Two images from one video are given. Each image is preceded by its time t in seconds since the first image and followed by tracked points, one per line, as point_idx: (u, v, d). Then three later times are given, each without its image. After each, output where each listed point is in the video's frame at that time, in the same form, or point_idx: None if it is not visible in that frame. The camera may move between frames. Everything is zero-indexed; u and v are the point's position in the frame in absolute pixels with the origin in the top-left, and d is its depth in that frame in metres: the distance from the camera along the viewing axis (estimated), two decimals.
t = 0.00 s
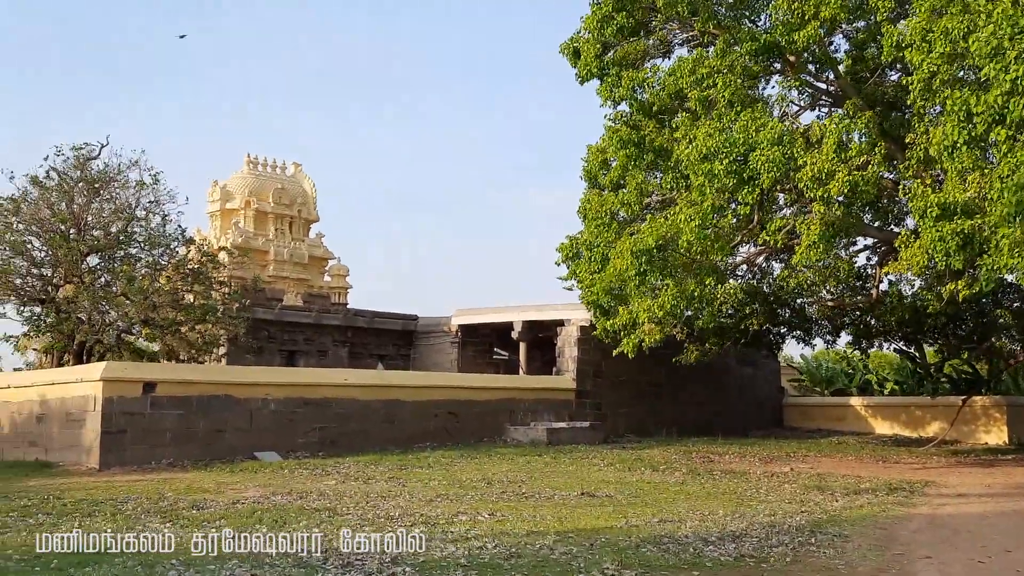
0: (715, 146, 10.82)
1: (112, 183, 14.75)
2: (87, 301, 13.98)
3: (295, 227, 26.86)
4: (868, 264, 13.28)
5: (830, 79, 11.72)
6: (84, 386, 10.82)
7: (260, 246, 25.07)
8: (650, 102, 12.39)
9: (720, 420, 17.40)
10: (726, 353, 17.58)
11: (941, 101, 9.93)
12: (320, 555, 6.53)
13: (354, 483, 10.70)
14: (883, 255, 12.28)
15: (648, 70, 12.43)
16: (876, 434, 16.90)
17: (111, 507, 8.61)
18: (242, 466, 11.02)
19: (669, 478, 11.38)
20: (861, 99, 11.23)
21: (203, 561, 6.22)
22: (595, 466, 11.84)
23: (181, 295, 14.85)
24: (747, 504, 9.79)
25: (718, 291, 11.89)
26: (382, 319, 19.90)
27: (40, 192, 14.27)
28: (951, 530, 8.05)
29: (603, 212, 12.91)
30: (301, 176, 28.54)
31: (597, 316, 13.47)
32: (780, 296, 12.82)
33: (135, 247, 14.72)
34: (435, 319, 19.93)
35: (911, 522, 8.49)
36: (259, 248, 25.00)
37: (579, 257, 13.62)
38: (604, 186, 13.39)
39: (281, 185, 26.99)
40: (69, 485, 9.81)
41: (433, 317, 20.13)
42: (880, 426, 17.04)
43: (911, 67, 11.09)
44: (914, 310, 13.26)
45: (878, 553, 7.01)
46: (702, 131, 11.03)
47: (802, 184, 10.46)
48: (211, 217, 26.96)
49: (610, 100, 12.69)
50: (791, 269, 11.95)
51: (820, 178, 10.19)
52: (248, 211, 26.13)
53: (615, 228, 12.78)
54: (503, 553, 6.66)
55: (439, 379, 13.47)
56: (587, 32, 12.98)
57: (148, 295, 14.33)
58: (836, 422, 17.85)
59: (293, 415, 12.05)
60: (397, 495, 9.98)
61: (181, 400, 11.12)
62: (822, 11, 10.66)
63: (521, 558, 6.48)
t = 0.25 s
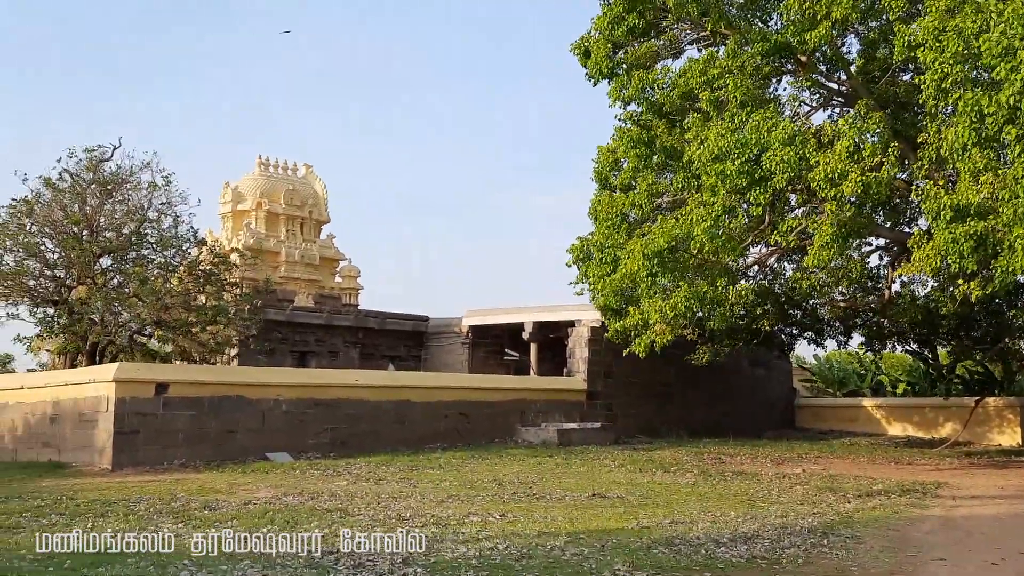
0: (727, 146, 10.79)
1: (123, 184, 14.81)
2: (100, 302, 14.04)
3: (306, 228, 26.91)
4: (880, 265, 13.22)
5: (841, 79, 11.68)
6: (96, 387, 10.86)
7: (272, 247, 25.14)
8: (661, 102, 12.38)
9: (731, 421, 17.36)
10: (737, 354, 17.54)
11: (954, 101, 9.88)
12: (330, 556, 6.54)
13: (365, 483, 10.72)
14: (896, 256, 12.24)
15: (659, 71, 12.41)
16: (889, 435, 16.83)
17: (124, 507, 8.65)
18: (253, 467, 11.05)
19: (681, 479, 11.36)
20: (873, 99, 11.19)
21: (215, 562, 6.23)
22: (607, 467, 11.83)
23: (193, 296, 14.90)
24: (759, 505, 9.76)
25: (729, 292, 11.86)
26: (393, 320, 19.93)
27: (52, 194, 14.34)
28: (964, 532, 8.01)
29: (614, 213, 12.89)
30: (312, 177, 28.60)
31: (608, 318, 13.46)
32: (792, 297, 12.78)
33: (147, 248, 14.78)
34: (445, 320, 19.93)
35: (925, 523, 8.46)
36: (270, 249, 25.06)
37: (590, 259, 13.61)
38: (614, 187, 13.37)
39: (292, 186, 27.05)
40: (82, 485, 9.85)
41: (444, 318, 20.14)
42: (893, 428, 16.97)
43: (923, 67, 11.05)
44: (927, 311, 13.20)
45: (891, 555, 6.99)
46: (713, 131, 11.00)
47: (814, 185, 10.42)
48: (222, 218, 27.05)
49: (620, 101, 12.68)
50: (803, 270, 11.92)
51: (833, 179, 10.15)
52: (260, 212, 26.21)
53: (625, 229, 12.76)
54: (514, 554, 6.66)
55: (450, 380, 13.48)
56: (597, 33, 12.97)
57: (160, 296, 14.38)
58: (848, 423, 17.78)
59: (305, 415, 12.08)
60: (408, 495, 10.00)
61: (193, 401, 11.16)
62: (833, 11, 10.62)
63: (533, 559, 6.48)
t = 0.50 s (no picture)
0: (740, 147, 10.77)
1: (137, 187, 14.89)
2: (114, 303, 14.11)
3: (319, 229, 26.98)
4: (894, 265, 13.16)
5: (854, 79, 11.64)
6: (111, 388, 10.92)
7: (285, 248, 25.22)
8: (673, 103, 12.37)
9: (744, 423, 17.31)
10: (750, 355, 17.49)
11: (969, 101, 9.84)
12: (342, 556, 6.56)
13: (378, 484, 10.75)
14: (909, 256, 12.18)
15: (671, 71, 12.39)
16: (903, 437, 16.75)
17: (139, 508, 8.69)
18: (266, 468, 11.08)
19: (693, 480, 11.34)
20: (886, 99, 11.15)
21: (229, 562, 6.25)
22: (619, 468, 11.81)
23: (206, 298, 14.95)
24: (773, 507, 9.73)
25: (742, 294, 11.83)
26: (406, 321, 19.96)
27: (67, 196, 14.43)
28: (979, 533, 7.97)
29: (626, 213, 12.88)
30: (324, 179, 28.67)
31: (620, 319, 13.44)
32: (805, 298, 12.73)
33: (161, 250, 14.85)
34: (458, 321, 19.94)
35: (939, 525, 8.42)
36: (283, 250, 25.14)
37: (602, 259, 13.60)
38: (626, 187, 13.36)
39: (305, 188, 27.12)
40: (96, 486, 9.91)
41: (456, 319, 20.16)
42: (907, 429, 16.89)
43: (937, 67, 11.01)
44: (942, 312, 13.13)
45: (906, 557, 6.95)
46: (726, 132, 10.98)
47: (828, 186, 10.38)
48: (235, 219, 27.15)
49: (632, 101, 12.67)
50: (816, 271, 11.88)
51: (847, 180, 10.11)
52: (272, 214, 26.29)
53: (638, 230, 12.74)
54: (526, 555, 6.67)
55: (463, 381, 13.49)
56: (609, 33, 12.95)
57: (174, 298, 14.44)
58: (862, 424, 17.70)
59: (317, 417, 12.11)
60: (421, 496, 10.02)
61: (206, 402, 11.20)
62: (846, 10, 10.58)
63: (545, 560, 6.48)
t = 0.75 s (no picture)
0: (752, 149, 10.74)
1: (149, 189, 14.95)
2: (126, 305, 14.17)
3: (329, 232, 27.03)
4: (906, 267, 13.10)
5: (866, 80, 11.60)
6: (123, 390, 10.96)
7: (295, 250, 25.28)
8: (683, 103, 12.35)
9: (755, 425, 17.25)
10: (762, 356, 17.43)
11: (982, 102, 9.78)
12: (352, 558, 6.56)
13: (388, 486, 10.76)
14: (922, 257, 12.13)
15: (681, 72, 12.37)
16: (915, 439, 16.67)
17: (151, 509, 8.72)
18: (277, 469, 11.11)
19: (704, 482, 11.31)
20: (898, 100, 11.11)
21: (240, 563, 6.26)
22: (630, 470, 11.79)
23: (218, 300, 14.99)
24: (784, 509, 9.70)
25: (754, 295, 11.80)
26: (416, 323, 19.98)
27: (80, 199, 14.49)
28: (993, 536, 7.92)
29: (636, 215, 12.85)
30: (335, 181, 28.72)
31: (631, 320, 13.41)
32: (817, 299, 12.68)
33: (173, 252, 14.91)
34: (468, 323, 19.94)
35: (952, 528, 8.37)
36: (294, 252, 25.20)
37: (613, 261, 13.56)
38: (637, 189, 13.34)
39: (315, 190, 27.18)
40: (108, 487, 9.94)
41: (466, 320, 20.16)
42: (919, 431, 16.81)
43: (949, 67, 10.96)
44: (954, 313, 13.06)
45: (919, 560, 6.92)
46: (736, 133, 10.95)
47: (840, 187, 10.34)
48: (247, 221, 27.23)
49: (642, 102, 12.65)
50: (828, 273, 11.85)
51: (859, 181, 10.06)
52: (284, 216, 26.37)
53: (648, 231, 12.71)
54: (537, 557, 6.66)
55: (473, 382, 13.49)
56: (619, 33, 12.94)
57: (185, 300, 14.49)
58: (874, 426, 17.62)
59: (328, 418, 12.13)
60: (431, 498, 10.02)
61: (218, 404, 11.24)
62: (858, 11, 10.54)
63: (556, 562, 6.48)
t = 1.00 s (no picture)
0: (765, 150, 10.71)
1: (164, 193, 15.02)
2: (141, 308, 14.24)
3: (342, 234, 27.09)
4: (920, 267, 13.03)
5: (879, 80, 11.56)
6: (138, 392, 11.01)
7: (309, 253, 25.35)
8: (696, 105, 12.34)
9: (769, 426, 17.18)
10: (775, 358, 17.37)
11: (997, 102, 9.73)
12: (366, 560, 6.58)
13: (402, 488, 10.77)
14: (936, 259, 12.07)
15: (694, 73, 12.36)
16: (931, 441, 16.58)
17: (165, 511, 8.76)
18: (291, 471, 11.14)
19: (718, 485, 11.28)
20: (912, 100, 11.06)
21: (254, 565, 6.28)
22: (643, 473, 11.77)
23: (232, 302, 15.03)
24: (799, 512, 9.66)
25: (768, 297, 11.76)
26: (429, 325, 20.00)
27: (95, 202, 14.59)
28: (1009, 539, 7.87)
29: (648, 216, 12.84)
30: (348, 184, 28.79)
31: (644, 322, 13.35)
32: (831, 300, 12.62)
33: (187, 254, 14.96)
34: (481, 325, 19.94)
35: (968, 530, 8.32)
36: (307, 255, 25.26)
37: (626, 262, 13.45)
38: (649, 190, 13.32)
39: (328, 193, 27.25)
40: (123, 489, 9.99)
41: (479, 322, 20.17)
42: (935, 433, 16.71)
43: (964, 68, 10.92)
44: (970, 314, 12.99)
45: (934, 562, 6.88)
46: (749, 135, 10.93)
47: (855, 189, 10.29)
48: (260, 225, 27.33)
49: (655, 104, 12.64)
50: (842, 274, 11.81)
51: (874, 183, 10.01)
52: (297, 219, 26.45)
53: (661, 233, 12.69)
54: (550, 559, 6.65)
55: (486, 384, 13.49)
56: (632, 35, 12.93)
57: (200, 302, 14.53)
58: (889, 428, 17.53)
59: (341, 420, 12.16)
60: (444, 500, 10.03)
61: (232, 406, 11.28)
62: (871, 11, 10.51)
63: (569, 565, 6.47)
